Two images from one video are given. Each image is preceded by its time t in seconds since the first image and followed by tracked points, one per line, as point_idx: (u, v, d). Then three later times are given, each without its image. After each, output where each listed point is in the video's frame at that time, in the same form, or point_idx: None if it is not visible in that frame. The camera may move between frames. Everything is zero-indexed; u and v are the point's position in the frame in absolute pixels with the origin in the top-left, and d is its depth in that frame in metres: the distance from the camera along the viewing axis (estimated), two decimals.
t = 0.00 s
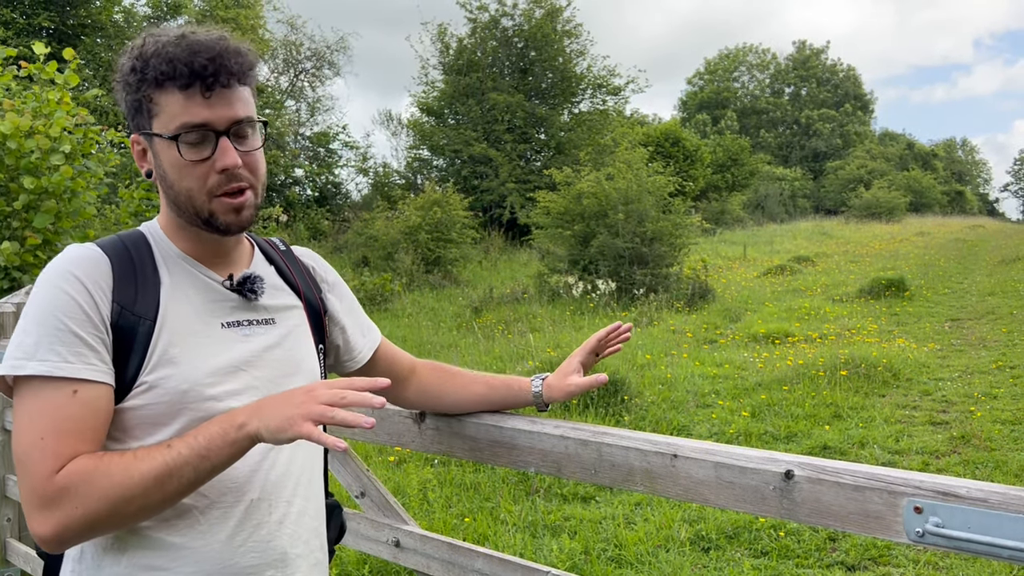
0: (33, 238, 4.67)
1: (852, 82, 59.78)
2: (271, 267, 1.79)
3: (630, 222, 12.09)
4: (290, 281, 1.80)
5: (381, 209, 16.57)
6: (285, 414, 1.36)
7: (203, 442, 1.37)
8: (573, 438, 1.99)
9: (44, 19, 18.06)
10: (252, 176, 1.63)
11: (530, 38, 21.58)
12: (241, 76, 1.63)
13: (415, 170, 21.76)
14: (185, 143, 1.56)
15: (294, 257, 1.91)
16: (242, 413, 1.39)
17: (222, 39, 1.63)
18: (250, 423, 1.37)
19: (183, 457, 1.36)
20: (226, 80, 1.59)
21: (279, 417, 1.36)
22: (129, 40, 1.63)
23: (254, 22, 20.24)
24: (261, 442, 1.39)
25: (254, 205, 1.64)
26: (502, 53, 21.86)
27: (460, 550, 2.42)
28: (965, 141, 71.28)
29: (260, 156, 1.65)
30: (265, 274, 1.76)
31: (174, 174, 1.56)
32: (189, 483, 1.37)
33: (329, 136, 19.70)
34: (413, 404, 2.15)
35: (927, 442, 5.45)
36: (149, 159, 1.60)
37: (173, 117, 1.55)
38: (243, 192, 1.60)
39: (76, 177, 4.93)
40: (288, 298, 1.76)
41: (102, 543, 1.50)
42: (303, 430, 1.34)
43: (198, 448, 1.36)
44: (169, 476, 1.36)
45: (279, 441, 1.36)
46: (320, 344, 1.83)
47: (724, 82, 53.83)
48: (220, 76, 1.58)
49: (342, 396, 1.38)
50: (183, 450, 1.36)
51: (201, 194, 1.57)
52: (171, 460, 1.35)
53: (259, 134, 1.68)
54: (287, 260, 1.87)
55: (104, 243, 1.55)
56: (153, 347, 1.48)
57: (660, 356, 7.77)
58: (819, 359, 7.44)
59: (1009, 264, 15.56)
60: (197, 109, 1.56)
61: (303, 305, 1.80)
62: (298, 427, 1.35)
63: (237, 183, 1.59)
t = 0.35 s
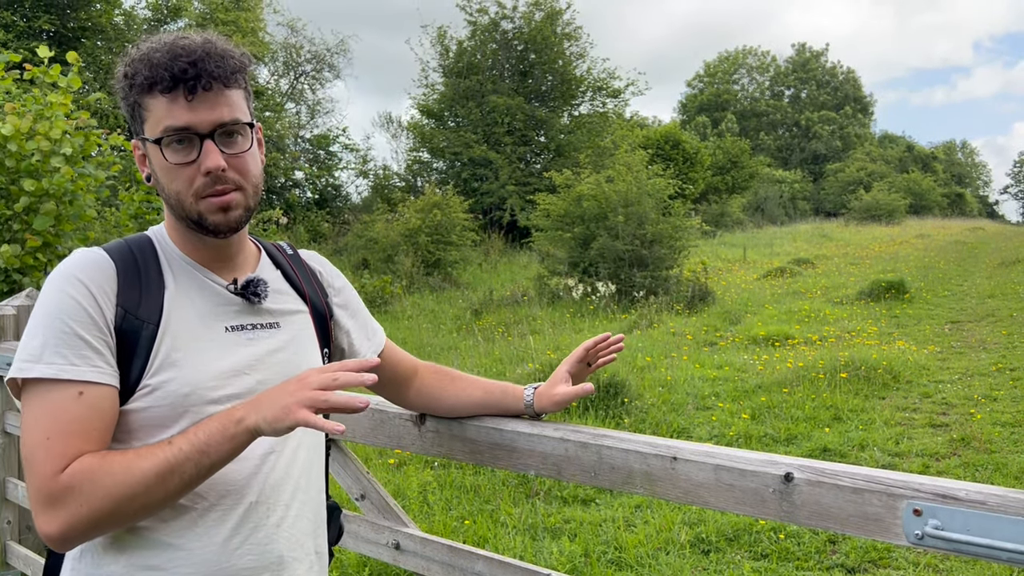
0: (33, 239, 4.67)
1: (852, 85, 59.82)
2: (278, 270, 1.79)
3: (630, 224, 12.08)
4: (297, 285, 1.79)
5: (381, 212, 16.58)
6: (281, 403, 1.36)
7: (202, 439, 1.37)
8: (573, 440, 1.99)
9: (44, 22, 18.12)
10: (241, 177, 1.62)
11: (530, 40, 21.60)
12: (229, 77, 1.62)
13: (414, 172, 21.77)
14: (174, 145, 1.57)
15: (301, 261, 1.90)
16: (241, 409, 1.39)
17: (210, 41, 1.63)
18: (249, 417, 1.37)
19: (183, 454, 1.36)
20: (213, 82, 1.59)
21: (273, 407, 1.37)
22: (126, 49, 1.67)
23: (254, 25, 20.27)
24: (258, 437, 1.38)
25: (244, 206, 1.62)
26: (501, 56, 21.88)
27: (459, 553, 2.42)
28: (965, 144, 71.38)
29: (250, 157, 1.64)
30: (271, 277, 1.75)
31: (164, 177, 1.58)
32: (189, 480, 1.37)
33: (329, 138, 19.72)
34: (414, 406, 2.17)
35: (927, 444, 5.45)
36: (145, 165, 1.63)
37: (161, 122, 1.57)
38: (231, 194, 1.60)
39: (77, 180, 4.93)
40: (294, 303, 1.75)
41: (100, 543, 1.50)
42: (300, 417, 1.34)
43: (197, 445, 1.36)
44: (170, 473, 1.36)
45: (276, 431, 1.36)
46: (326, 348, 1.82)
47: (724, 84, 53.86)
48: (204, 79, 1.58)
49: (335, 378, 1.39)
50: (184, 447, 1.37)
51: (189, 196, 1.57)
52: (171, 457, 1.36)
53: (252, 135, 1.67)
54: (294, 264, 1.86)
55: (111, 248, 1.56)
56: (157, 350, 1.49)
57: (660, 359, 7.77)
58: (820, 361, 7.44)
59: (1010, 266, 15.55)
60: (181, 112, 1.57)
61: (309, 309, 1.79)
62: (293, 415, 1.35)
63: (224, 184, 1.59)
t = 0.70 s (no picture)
0: (34, 242, 4.67)
1: (852, 87, 59.85)
2: (288, 275, 1.80)
3: (630, 226, 12.08)
4: (306, 289, 1.80)
5: (381, 215, 16.60)
6: (279, 402, 1.37)
7: (205, 440, 1.38)
8: (572, 442, 2.00)
9: (45, 25, 18.18)
10: (248, 180, 1.62)
11: (530, 43, 21.64)
12: (236, 82, 1.63)
13: (415, 175, 21.81)
14: (181, 149, 1.59)
15: (311, 266, 1.90)
16: (242, 410, 1.40)
17: (218, 45, 1.64)
18: (249, 418, 1.37)
19: (186, 455, 1.37)
20: (220, 86, 1.61)
21: (272, 408, 1.37)
22: (136, 54, 1.69)
23: (254, 28, 20.31)
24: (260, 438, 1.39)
25: (251, 208, 1.63)
26: (502, 58, 21.90)
27: (460, 555, 2.42)
28: (965, 146, 71.51)
29: (258, 160, 1.64)
30: (281, 282, 1.76)
31: (172, 181, 1.59)
32: (193, 481, 1.39)
33: (329, 141, 19.75)
34: (417, 409, 2.17)
35: (927, 447, 5.46)
36: (154, 170, 1.64)
37: (169, 126, 1.58)
38: (238, 196, 1.60)
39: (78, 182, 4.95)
40: (303, 307, 1.76)
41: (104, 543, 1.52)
42: (298, 416, 1.35)
43: (199, 446, 1.37)
44: (173, 474, 1.37)
45: (277, 431, 1.36)
46: (335, 353, 1.82)
47: (724, 86, 53.91)
48: (212, 83, 1.59)
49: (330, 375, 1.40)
50: (186, 448, 1.37)
51: (196, 200, 1.58)
52: (175, 459, 1.37)
53: (260, 138, 1.68)
54: (303, 269, 1.87)
55: (121, 251, 1.57)
56: (164, 354, 1.49)
57: (660, 361, 7.78)
58: (819, 363, 7.45)
59: (1010, 268, 15.54)
60: (188, 116, 1.58)
61: (318, 314, 1.79)
62: (291, 415, 1.35)
63: (231, 187, 1.59)
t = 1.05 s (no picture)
0: (39, 245, 4.69)
1: (853, 89, 59.83)
2: (300, 278, 1.81)
3: (631, 228, 12.08)
4: (318, 292, 1.82)
5: (382, 217, 16.62)
6: (287, 421, 1.35)
7: (213, 446, 1.38)
8: (573, 443, 2.00)
9: (47, 27, 18.26)
10: (251, 188, 1.62)
11: (531, 45, 21.66)
12: (233, 89, 1.62)
13: (416, 177, 21.84)
14: (184, 163, 1.60)
15: (323, 269, 1.92)
16: (251, 419, 1.40)
17: (213, 53, 1.62)
18: (258, 430, 1.37)
19: (194, 460, 1.38)
20: (217, 95, 1.60)
21: (281, 421, 1.37)
22: (140, 65, 1.71)
23: (256, 30, 20.36)
24: (267, 448, 1.39)
25: (257, 216, 1.64)
26: (502, 60, 21.91)
27: (462, 556, 2.42)
28: (966, 147, 71.44)
29: (261, 167, 1.64)
30: (293, 284, 1.78)
31: (179, 193, 1.62)
32: (202, 484, 1.39)
33: (330, 143, 19.77)
34: (419, 412, 2.17)
35: (928, 448, 5.46)
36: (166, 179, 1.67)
37: (170, 141, 1.59)
38: (242, 206, 1.61)
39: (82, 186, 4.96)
40: (315, 309, 1.77)
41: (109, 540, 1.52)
42: (304, 440, 1.33)
43: (209, 451, 1.38)
44: (182, 477, 1.38)
45: (283, 448, 1.35)
46: (344, 357, 1.83)
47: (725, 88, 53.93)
48: (208, 93, 1.59)
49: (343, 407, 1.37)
50: (195, 453, 1.38)
51: (201, 211, 1.60)
52: (183, 462, 1.38)
53: (264, 143, 1.67)
54: (316, 271, 1.88)
55: (138, 250, 1.58)
56: (177, 354, 1.51)
57: (661, 363, 7.78)
58: (820, 365, 7.45)
59: (1012, 270, 15.52)
60: (187, 128, 1.59)
61: (329, 318, 1.81)
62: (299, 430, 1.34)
63: (234, 197, 1.60)
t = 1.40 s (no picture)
0: (41, 246, 4.70)
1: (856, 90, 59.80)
2: (307, 278, 1.82)
3: (633, 229, 12.08)
4: (324, 292, 1.83)
5: (384, 218, 16.64)
6: (282, 421, 1.35)
7: (212, 449, 1.39)
8: (576, 444, 2.01)
9: (49, 29, 18.37)
10: (254, 188, 1.63)
11: (533, 46, 21.66)
12: (237, 88, 1.62)
13: (417, 178, 21.87)
14: (187, 161, 1.61)
15: (330, 268, 1.93)
16: (249, 421, 1.40)
17: (217, 51, 1.63)
18: (254, 431, 1.37)
19: (194, 463, 1.39)
20: (219, 94, 1.60)
21: (276, 425, 1.36)
22: (148, 65, 1.73)
23: (258, 32, 20.42)
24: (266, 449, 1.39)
25: (259, 217, 1.64)
26: (504, 62, 21.93)
27: (465, 557, 2.43)
28: (969, 148, 71.36)
29: (263, 167, 1.64)
30: (299, 285, 1.78)
31: (182, 191, 1.63)
32: (202, 488, 1.40)
33: (333, 144, 19.81)
34: (423, 414, 2.17)
35: (931, 449, 5.46)
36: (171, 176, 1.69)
37: (174, 138, 1.61)
38: (244, 206, 1.62)
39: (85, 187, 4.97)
40: (320, 310, 1.78)
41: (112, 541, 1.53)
42: (299, 440, 1.33)
43: (208, 455, 1.39)
44: (182, 482, 1.39)
45: (279, 449, 1.35)
46: (350, 357, 1.84)
47: (727, 89, 53.94)
48: (211, 92, 1.60)
49: (333, 408, 1.36)
50: (194, 457, 1.39)
51: (204, 210, 1.61)
52: (183, 467, 1.39)
53: (267, 143, 1.67)
54: (323, 271, 1.89)
55: (141, 253, 1.59)
56: (180, 355, 1.51)
57: (663, 364, 7.79)
58: (823, 366, 7.46)
59: (1015, 271, 15.50)
60: (190, 127, 1.60)
61: (335, 318, 1.81)
62: (293, 436, 1.34)
63: (235, 197, 1.61)
